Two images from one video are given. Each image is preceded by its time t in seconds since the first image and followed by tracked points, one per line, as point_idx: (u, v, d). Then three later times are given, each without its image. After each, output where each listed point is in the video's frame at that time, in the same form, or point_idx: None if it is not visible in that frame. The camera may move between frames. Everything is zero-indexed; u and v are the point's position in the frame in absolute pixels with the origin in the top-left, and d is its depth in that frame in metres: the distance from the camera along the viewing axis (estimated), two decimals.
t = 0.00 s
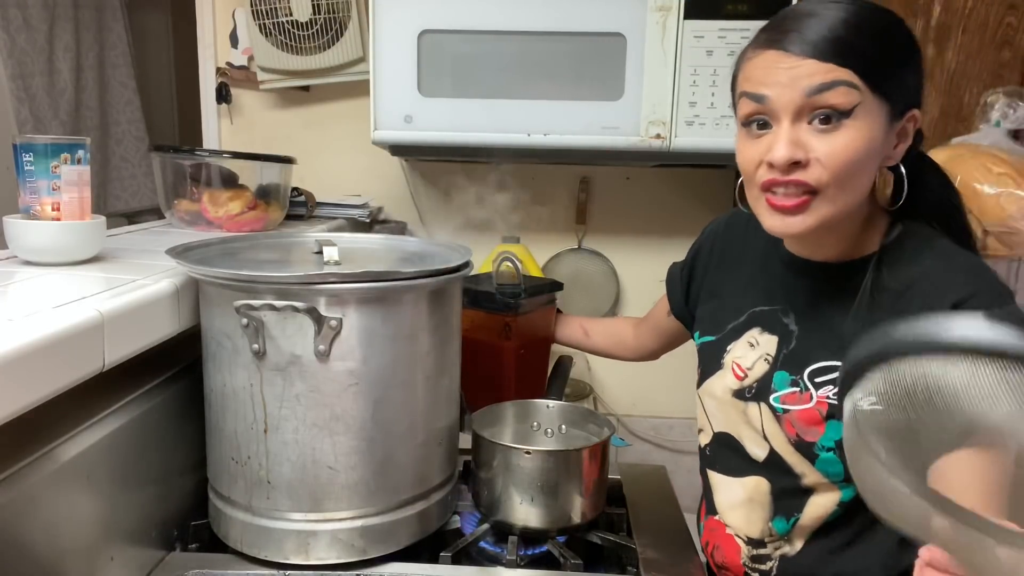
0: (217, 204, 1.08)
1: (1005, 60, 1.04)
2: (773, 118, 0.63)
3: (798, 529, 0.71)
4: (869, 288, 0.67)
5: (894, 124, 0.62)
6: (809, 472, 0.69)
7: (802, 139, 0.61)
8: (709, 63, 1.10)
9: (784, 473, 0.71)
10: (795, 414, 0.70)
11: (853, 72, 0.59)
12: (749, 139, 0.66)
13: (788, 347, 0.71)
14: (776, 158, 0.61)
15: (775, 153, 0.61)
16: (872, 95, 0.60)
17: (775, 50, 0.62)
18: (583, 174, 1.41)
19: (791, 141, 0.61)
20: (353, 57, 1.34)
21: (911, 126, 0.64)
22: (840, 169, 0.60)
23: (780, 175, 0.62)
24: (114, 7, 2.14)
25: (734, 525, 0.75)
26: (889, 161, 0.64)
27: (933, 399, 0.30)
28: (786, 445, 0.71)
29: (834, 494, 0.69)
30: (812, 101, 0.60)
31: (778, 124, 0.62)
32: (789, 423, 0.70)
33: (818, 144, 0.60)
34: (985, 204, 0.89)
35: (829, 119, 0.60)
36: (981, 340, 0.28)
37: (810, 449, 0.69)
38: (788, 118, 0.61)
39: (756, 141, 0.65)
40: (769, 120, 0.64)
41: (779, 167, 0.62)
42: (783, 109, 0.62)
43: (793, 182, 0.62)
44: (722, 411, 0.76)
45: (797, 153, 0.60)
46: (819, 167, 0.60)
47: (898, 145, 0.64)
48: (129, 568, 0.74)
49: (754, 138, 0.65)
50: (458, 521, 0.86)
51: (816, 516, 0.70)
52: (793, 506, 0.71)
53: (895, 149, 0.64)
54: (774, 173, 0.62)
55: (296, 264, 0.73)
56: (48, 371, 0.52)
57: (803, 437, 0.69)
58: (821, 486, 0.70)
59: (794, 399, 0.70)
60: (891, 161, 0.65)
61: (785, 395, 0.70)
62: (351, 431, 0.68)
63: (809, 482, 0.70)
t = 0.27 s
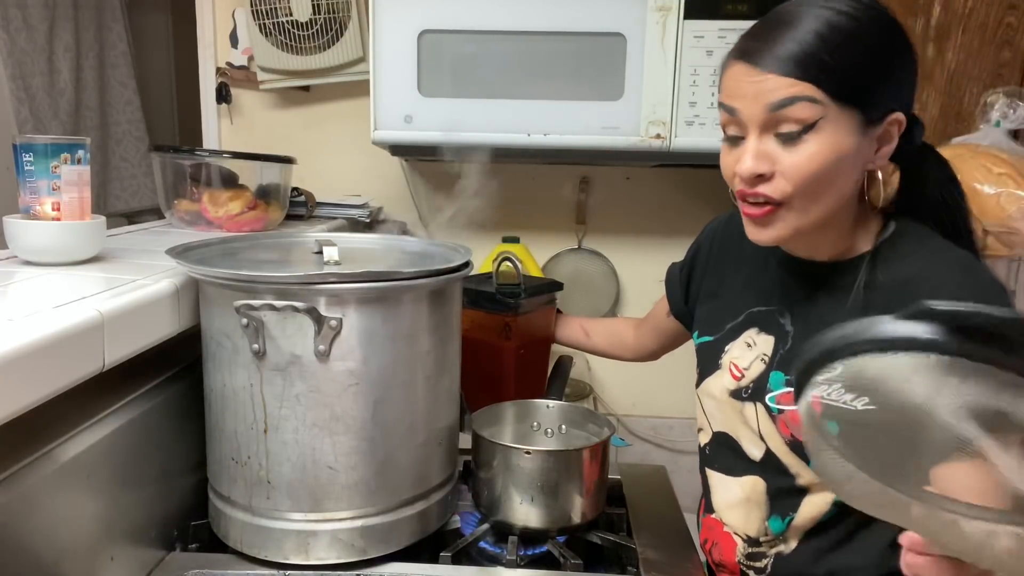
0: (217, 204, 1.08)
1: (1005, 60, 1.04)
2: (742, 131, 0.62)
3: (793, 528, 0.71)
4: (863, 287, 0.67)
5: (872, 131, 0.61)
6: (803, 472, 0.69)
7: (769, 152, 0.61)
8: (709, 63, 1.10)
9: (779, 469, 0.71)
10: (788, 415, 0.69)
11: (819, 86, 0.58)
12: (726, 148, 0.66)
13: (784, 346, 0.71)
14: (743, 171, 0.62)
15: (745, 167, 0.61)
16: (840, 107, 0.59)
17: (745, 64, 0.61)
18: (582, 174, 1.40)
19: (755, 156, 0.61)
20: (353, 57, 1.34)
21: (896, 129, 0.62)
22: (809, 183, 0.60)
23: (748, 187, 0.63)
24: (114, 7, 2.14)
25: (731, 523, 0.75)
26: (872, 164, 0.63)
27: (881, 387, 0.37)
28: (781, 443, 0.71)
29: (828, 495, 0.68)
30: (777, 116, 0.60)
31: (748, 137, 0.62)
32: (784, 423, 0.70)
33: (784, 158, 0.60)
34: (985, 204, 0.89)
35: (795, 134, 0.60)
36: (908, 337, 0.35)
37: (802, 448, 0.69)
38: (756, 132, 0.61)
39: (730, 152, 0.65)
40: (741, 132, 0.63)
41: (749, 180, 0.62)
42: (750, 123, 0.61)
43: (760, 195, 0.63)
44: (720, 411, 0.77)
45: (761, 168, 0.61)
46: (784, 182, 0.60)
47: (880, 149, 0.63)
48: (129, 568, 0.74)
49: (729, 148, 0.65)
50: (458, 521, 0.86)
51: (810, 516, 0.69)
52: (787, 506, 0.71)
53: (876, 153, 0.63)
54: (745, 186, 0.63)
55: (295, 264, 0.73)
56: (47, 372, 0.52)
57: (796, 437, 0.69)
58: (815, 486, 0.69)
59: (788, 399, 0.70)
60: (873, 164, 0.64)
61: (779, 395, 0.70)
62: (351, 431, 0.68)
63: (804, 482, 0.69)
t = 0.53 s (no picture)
0: (217, 204, 1.08)
1: (1006, 61, 1.04)
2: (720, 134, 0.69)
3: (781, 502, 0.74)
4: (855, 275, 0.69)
5: (828, 139, 0.64)
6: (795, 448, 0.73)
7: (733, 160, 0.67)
8: (709, 63, 1.10)
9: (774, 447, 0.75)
10: (784, 393, 0.73)
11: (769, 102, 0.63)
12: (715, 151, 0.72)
13: (784, 330, 0.74)
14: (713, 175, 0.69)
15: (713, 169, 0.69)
16: (787, 121, 0.63)
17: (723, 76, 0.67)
18: (583, 174, 1.40)
19: (721, 162, 0.68)
20: (353, 57, 1.34)
21: (856, 138, 0.64)
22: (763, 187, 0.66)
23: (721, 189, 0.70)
24: (114, 7, 2.14)
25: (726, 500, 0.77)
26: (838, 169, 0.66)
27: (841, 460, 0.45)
28: (775, 421, 0.74)
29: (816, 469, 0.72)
30: (736, 128, 0.66)
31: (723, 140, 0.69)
32: (778, 402, 0.73)
33: (742, 165, 0.66)
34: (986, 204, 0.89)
35: (750, 143, 0.65)
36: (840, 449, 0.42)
37: (795, 427, 0.72)
38: (725, 141, 0.68)
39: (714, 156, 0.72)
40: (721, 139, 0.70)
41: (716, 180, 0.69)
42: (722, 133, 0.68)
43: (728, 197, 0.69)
44: (722, 389, 0.79)
45: (724, 174, 0.67)
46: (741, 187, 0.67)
47: (843, 155, 0.65)
48: (129, 568, 0.74)
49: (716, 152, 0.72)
50: (458, 521, 0.86)
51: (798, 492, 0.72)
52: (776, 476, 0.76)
53: (839, 159, 0.65)
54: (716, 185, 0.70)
55: (295, 264, 0.73)
56: (48, 371, 0.52)
57: (789, 414, 0.72)
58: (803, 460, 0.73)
59: (783, 379, 0.73)
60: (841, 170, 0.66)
61: (775, 374, 0.73)
62: (351, 432, 0.68)
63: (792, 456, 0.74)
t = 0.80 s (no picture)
0: (217, 204, 1.08)
1: (1005, 60, 1.04)
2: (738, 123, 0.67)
3: (771, 479, 0.73)
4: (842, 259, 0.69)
5: (849, 132, 0.63)
6: (783, 426, 0.71)
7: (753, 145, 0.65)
8: (709, 63, 1.09)
9: (763, 428, 0.73)
10: (775, 372, 0.71)
11: (799, 87, 0.62)
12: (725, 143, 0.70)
13: (775, 314, 0.73)
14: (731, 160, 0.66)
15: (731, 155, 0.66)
16: (816, 108, 0.62)
17: (746, 65, 0.66)
18: (583, 174, 1.40)
19: (741, 147, 0.65)
20: (353, 57, 1.34)
21: (873, 133, 0.64)
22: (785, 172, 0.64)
23: (736, 176, 0.67)
24: (114, 7, 2.14)
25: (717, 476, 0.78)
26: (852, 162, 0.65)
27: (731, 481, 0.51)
28: (765, 398, 0.72)
29: (803, 445, 0.71)
30: (761, 112, 0.64)
31: (741, 130, 0.67)
32: (768, 380, 0.71)
33: (765, 149, 0.64)
34: (986, 204, 0.89)
35: (776, 127, 0.63)
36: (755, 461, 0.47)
37: (783, 404, 0.70)
38: (745, 126, 0.66)
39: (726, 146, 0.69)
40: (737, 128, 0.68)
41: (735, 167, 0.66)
42: (742, 119, 0.66)
43: (745, 184, 0.66)
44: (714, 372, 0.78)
45: (745, 158, 0.65)
46: (763, 171, 0.64)
47: (858, 151, 0.64)
48: (129, 568, 0.74)
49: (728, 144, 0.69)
50: (458, 521, 0.86)
51: (787, 469, 0.72)
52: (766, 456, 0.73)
53: (854, 154, 0.65)
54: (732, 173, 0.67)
55: (295, 264, 0.73)
56: (48, 371, 0.52)
57: (779, 392, 0.71)
58: (792, 439, 0.71)
59: (774, 359, 0.71)
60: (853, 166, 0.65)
61: (767, 355, 0.72)
62: (351, 431, 0.68)
63: (783, 436, 0.72)
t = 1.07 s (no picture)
0: (217, 204, 1.08)
1: (1005, 61, 1.03)
2: (774, 110, 0.64)
3: (774, 475, 0.71)
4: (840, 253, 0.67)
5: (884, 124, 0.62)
6: (785, 421, 0.69)
7: (802, 127, 0.62)
8: (709, 63, 1.09)
9: (765, 425, 0.71)
10: (776, 367, 0.69)
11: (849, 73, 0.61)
12: (752, 130, 0.66)
13: (777, 310, 0.71)
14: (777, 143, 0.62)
15: (778, 139, 0.62)
16: (863, 93, 0.61)
17: (784, 48, 0.64)
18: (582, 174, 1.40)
19: (790, 130, 0.62)
20: (353, 57, 1.34)
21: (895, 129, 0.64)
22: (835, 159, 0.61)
23: (779, 160, 0.63)
24: (114, 7, 2.14)
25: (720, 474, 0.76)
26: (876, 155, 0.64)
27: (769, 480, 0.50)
28: (766, 394, 0.70)
29: (806, 441, 0.68)
30: (814, 95, 0.61)
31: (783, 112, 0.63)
32: (770, 375, 0.69)
33: (817, 132, 0.61)
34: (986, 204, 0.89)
35: (829, 111, 0.61)
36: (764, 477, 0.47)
37: (786, 399, 0.68)
38: (791, 109, 0.62)
39: (760, 132, 0.65)
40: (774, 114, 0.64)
41: (781, 153, 0.62)
42: (786, 101, 0.63)
43: (792, 168, 0.62)
44: (717, 371, 0.77)
45: (796, 140, 0.61)
46: (817, 153, 0.61)
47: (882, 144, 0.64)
48: (129, 568, 0.74)
49: (757, 130, 0.66)
50: (458, 521, 0.86)
51: (789, 465, 0.70)
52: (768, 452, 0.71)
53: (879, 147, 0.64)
54: (775, 161, 0.63)
55: (295, 264, 0.73)
56: (48, 371, 0.52)
57: (781, 388, 0.69)
58: (794, 434, 0.69)
59: (776, 354, 0.69)
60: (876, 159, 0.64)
61: (768, 351, 0.70)
62: (351, 431, 0.68)
63: (784, 431, 0.69)
